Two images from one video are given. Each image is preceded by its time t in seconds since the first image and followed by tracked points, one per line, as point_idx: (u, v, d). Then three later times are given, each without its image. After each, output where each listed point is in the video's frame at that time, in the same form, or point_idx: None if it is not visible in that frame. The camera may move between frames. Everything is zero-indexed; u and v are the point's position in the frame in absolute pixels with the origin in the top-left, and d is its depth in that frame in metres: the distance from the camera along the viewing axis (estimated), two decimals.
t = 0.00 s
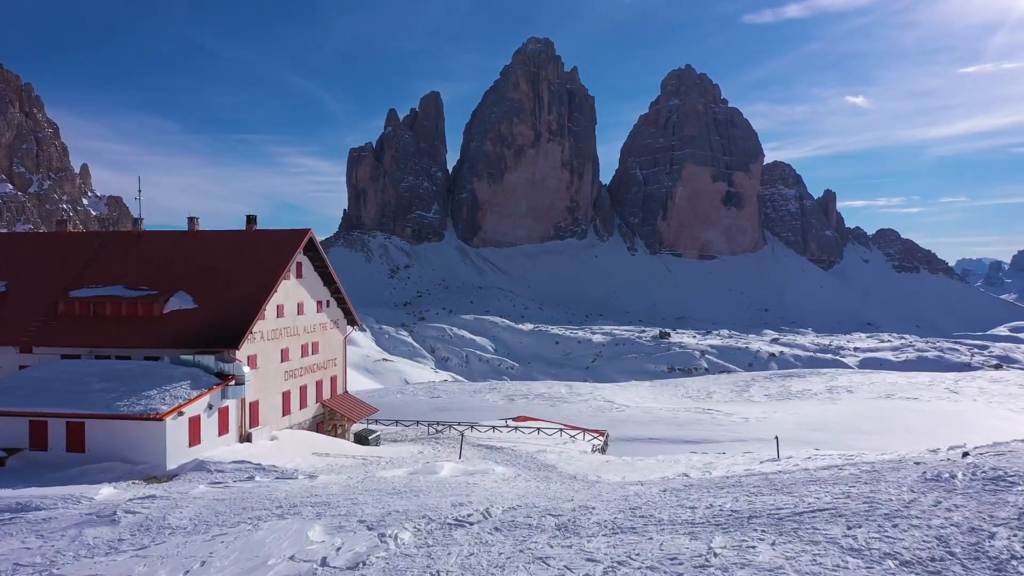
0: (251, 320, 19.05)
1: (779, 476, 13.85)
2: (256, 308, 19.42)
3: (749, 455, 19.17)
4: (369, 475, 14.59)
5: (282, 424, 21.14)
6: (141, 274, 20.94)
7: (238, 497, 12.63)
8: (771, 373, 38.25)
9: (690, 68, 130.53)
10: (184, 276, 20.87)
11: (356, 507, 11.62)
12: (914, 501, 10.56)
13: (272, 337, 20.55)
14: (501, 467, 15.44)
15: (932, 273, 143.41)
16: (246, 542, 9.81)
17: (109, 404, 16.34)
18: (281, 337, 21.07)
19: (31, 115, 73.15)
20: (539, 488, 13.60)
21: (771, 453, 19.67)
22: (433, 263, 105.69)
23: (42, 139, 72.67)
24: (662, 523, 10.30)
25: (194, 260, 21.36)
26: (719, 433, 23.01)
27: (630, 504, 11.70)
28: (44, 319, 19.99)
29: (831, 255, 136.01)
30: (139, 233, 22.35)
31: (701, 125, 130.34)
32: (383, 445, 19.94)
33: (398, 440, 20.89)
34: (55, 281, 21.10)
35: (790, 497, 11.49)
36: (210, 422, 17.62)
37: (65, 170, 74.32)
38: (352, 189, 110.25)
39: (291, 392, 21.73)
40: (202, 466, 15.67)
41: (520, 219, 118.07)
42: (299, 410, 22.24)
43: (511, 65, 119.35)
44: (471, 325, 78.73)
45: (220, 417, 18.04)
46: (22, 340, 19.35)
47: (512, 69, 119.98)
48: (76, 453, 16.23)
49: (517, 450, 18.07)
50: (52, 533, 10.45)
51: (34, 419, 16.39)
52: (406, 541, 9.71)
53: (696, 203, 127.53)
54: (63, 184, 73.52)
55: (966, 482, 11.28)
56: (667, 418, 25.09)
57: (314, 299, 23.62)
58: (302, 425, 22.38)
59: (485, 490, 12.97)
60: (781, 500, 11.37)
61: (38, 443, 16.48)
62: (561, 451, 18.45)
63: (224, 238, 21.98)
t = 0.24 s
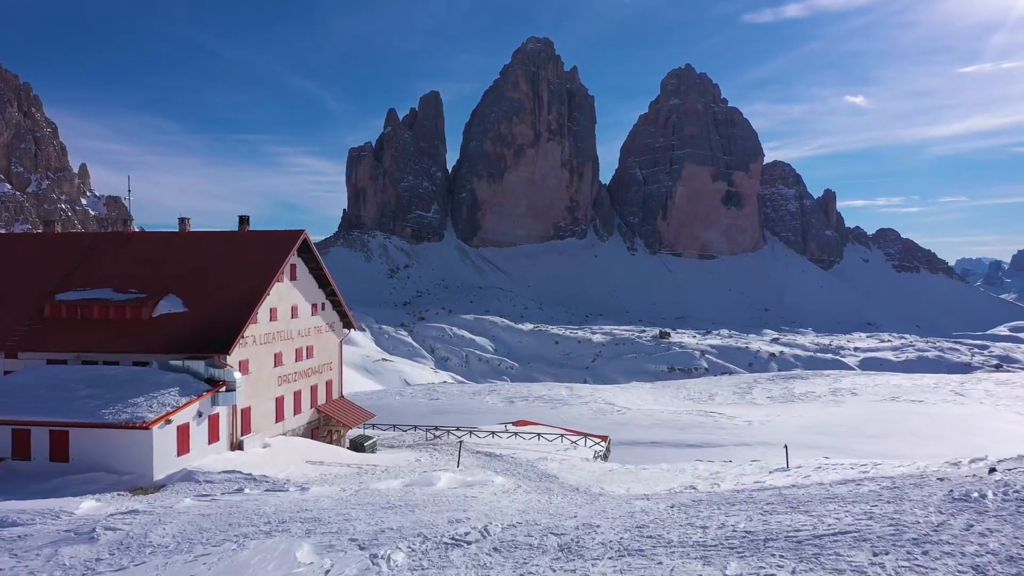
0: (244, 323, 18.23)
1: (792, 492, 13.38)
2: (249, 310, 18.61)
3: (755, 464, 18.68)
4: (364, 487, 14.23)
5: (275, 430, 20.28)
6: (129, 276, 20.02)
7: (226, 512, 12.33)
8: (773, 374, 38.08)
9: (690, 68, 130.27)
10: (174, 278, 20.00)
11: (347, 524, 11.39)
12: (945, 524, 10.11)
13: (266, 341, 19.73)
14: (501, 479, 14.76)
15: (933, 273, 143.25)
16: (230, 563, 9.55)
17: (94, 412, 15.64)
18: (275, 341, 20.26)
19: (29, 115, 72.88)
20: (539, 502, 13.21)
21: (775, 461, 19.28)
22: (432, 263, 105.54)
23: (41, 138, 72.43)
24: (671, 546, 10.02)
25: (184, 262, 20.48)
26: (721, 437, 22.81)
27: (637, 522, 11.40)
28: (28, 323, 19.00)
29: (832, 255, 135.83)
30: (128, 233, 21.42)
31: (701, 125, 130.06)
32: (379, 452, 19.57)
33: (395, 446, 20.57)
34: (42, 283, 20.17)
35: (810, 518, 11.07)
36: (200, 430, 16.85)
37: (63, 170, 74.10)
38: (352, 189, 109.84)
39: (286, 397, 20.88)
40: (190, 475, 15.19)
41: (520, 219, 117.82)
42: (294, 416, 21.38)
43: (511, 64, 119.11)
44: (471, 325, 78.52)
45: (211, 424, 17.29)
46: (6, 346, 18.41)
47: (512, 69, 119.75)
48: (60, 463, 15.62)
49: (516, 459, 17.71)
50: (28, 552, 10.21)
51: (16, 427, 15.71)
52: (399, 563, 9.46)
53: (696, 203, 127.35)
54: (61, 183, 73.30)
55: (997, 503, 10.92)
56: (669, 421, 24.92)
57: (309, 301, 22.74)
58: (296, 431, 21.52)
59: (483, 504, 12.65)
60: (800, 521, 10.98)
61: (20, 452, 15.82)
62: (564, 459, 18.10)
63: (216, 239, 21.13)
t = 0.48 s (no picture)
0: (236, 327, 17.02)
1: (811, 510, 12.55)
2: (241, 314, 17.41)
3: (764, 474, 17.91)
4: (356, 500, 13.41)
5: (268, 438, 19.11)
6: (116, 278, 18.83)
7: (211, 529, 11.19)
8: (775, 377, 37.91)
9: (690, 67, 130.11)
10: (164, 279, 18.80)
11: (337, 542, 10.47)
12: (979, 552, 9.24)
13: (257, 345, 18.55)
14: (499, 491, 14.33)
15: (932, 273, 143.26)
16: None
17: (77, 420, 14.28)
18: (267, 345, 19.08)
19: (28, 114, 72.47)
20: (541, 518, 12.43)
21: (779, 471, 18.68)
22: (432, 263, 105.36)
23: (39, 137, 72.13)
24: (682, 570, 9.21)
25: (175, 262, 19.26)
26: (724, 441, 22.62)
27: (644, 543, 10.63)
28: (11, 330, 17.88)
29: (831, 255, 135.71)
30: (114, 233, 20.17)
31: (701, 125, 129.95)
32: (375, 459, 19.18)
33: (392, 453, 20.01)
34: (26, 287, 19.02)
35: (830, 541, 10.26)
36: (188, 439, 15.66)
37: (62, 170, 73.80)
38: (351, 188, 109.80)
39: (278, 403, 19.73)
40: (177, 487, 14.08)
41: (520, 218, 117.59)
42: (287, 422, 20.21)
43: (511, 64, 118.91)
44: (470, 325, 78.25)
45: (200, 433, 16.08)
46: None
47: (511, 68, 119.57)
48: (43, 474, 14.18)
49: (516, 467, 17.20)
50: None
51: None
52: None
53: (696, 203, 127.18)
54: (60, 183, 72.95)
55: None
56: (672, 425, 24.72)
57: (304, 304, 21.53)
58: (290, 438, 20.36)
59: (482, 520, 11.93)
60: (818, 543, 10.19)
61: None
62: (567, 468, 17.60)
63: (209, 238, 19.89)
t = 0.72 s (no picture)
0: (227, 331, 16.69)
1: (825, 529, 12.08)
2: (232, 318, 17.08)
3: (770, 482, 17.50)
4: (350, 514, 13.05)
5: (261, 444, 18.74)
6: (106, 281, 18.55)
7: (197, 546, 10.86)
8: (778, 378, 37.76)
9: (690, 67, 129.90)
10: (155, 282, 18.53)
11: (329, 562, 10.05)
12: None
13: (250, 350, 18.20)
14: (499, 502, 13.95)
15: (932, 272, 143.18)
16: None
17: (62, 428, 13.90)
18: (260, 350, 18.72)
19: (26, 113, 72.12)
20: (542, 534, 12.05)
21: (785, 479, 18.11)
22: (432, 263, 105.20)
23: (38, 136, 71.81)
24: None
25: (166, 265, 18.97)
26: (726, 444, 22.50)
27: (651, 564, 10.21)
28: None
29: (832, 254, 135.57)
30: (106, 235, 19.90)
31: (701, 124, 129.70)
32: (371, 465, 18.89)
33: (388, 459, 19.82)
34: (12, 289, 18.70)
35: (847, 565, 9.83)
36: (178, 447, 15.33)
37: (60, 169, 73.14)
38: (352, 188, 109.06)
39: (272, 409, 19.36)
40: (165, 499, 13.57)
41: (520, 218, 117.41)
42: (281, 428, 19.84)
43: (511, 63, 118.68)
44: (470, 325, 78.07)
45: (190, 441, 15.74)
46: None
47: (511, 68, 119.32)
48: (26, 485, 13.78)
49: (516, 475, 16.82)
50: None
51: None
52: None
53: (696, 202, 127.02)
54: (59, 182, 72.46)
55: None
56: (673, 428, 24.64)
57: (298, 308, 21.19)
58: (284, 445, 19.97)
59: (479, 537, 11.56)
60: (835, 567, 9.75)
61: None
62: (570, 476, 17.23)
63: (202, 241, 19.64)
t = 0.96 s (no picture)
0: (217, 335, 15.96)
1: (847, 554, 11.28)
2: (222, 322, 16.33)
3: (779, 494, 16.77)
4: (342, 529, 12.42)
5: (253, 453, 17.97)
6: (93, 284, 17.80)
7: (179, 567, 10.17)
8: (780, 380, 37.57)
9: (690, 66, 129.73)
10: (143, 285, 17.80)
11: None
12: None
13: (242, 355, 17.37)
14: (497, 517, 13.42)
15: (932, 272, 143.01)
16: None
17: (41, 438, 12.97)
18: (252, 355, 17.93)
19: (25, 112, 71.74)
20: (543, 554, 11.51)
21: (791, 489, 17.39)
22: (432, 263, 104.99)
23: (36, 136, 71.63)
24: None
25: (155, 267, 18.24)
26: (730, 449, 22.28)
27: None
28: None
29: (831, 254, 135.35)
30: (94, 239, 19.16)
31: (701, 124, 129.49)
32: (368, 474, 18.27)
33: (385, 466, 19.29)
34: None
35: None
36: (165, 458, 14.55)
37: (59, 168, 72.77)
38: (351, 187, 107.76)
39: (264, 416, 18.59)
40: (151, 513, 12.92)
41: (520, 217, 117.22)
42: (274, 436, 19.04)
43: (511, 63, 118.48)
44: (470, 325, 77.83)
45: (177, 450, 14.97)
46: None
47: (511, 67, 119.09)
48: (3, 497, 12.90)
49: (515, 485, 16.36)
50: None
51: None
52: None
53: (696, 202, 126.83)
54: (58, 182, 72.08)
55: None
56: (676, 431, 24.42)
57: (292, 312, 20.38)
58: (277, 453, 19.18)
59: (477, 557, 11.03)
60: None
61: None
62: (571, 485, 16.81)
63: (192, 243, 18.96)
